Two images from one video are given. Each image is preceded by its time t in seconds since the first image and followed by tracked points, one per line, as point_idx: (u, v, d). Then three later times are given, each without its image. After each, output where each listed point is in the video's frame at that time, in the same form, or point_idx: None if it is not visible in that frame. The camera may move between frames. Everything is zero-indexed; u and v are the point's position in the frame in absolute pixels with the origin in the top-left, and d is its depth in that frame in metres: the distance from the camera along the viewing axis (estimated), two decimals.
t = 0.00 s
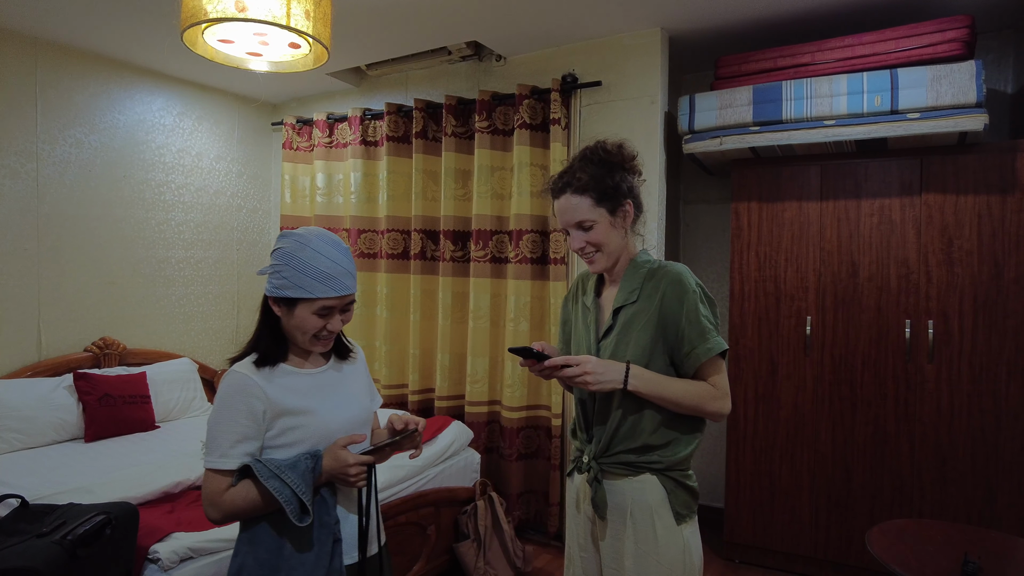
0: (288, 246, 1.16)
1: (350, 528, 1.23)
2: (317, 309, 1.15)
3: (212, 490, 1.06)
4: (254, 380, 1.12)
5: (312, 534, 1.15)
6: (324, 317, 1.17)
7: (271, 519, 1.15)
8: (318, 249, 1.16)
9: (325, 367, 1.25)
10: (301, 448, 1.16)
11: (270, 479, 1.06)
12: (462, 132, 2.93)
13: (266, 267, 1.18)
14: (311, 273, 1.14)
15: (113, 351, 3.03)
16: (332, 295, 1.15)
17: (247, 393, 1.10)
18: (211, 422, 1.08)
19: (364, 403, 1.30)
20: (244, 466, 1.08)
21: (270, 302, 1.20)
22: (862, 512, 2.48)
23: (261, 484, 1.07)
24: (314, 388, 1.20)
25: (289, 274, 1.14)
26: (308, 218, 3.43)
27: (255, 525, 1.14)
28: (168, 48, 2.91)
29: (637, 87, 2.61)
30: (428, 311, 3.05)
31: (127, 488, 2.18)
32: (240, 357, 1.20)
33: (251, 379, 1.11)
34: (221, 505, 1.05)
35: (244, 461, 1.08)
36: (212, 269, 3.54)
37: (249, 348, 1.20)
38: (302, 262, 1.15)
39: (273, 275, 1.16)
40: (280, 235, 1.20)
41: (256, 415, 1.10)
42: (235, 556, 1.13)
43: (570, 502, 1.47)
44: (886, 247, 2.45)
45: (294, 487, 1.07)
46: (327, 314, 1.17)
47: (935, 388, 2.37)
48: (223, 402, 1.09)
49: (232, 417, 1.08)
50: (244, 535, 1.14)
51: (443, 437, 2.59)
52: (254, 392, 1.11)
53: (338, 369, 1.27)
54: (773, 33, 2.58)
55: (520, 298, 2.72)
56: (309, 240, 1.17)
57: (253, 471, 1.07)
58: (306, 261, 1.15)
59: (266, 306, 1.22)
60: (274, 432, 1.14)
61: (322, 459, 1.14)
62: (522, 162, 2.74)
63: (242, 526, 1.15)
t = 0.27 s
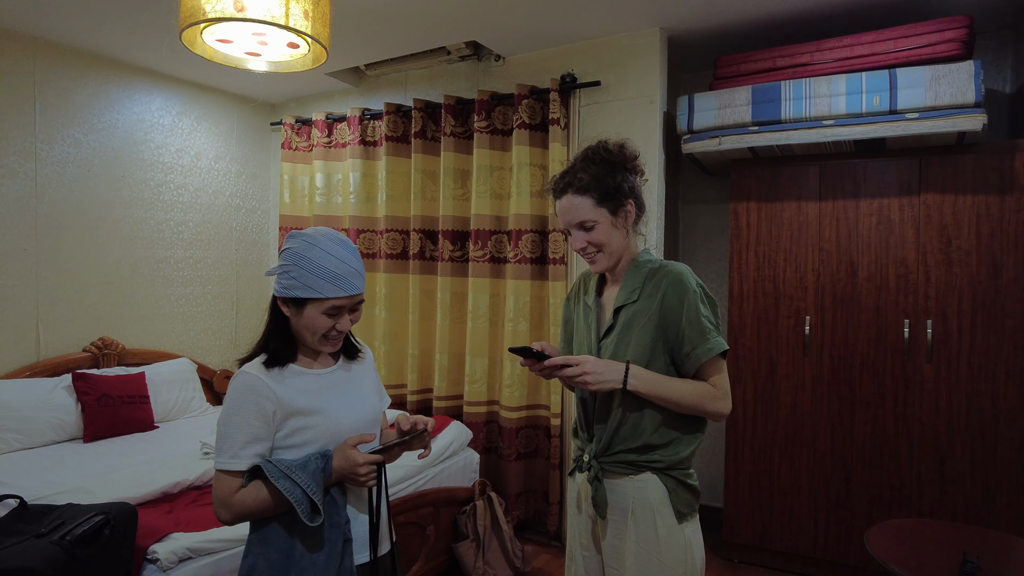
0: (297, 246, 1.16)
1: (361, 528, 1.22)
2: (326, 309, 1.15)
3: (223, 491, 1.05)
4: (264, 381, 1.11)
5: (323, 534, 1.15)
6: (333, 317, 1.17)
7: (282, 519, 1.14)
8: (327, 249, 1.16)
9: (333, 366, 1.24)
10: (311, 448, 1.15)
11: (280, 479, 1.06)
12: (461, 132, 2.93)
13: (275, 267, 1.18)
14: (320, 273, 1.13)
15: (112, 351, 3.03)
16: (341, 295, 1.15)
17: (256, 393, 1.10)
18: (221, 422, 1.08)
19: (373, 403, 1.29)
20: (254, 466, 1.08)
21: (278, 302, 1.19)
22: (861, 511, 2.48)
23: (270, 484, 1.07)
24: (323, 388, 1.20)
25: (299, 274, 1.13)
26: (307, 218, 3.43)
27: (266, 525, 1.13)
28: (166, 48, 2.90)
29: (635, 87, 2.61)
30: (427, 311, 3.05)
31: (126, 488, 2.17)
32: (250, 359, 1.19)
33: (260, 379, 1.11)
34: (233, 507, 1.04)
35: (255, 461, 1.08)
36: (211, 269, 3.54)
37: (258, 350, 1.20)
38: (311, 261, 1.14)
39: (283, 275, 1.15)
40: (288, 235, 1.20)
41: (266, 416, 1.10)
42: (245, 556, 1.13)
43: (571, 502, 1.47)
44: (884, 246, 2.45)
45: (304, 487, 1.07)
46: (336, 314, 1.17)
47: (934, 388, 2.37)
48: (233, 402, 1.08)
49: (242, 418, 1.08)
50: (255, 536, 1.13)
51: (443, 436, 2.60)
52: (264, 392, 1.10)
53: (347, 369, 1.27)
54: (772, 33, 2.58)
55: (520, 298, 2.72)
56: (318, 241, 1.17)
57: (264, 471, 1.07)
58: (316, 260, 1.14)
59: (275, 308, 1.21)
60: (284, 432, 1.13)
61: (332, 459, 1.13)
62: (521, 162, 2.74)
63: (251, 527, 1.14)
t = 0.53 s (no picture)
0: (299, 249, 1.15)
1: (362, 527, 1.22)
2: (329, 310, 1.15)
3: (225, 492, 1.05)
4: (266, 382, 1.11)
5: (325, 533, 1.15)
6: (336, 319, 1.17)
7: (284, 519, 1.14)
8: (329, 251, 1.16)
9: (335, 367, 1.24)
10: (312, 449, 1.15)
11: (282, 480, 1.06)
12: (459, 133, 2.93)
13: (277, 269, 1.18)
14: (321, 275, 1.13)
15: (111, 351, 3.03)
16: (342, 297, 1.15)
17: (259, 395, 1.10)
18: (223, 423, 1.08)
19: (374, 404, 1.29)
20: (256, 467, 1.08)
21: (280, 304, 1.19)
22: (859, 511, 2.49)
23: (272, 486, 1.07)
24: (325, 389, 1.20)
25: (300, 276, 1.13)
26: (305, 218, 3.43)
27: (268, 525, 1.14)
28: (164, 48, 2.90)
29: (634, 88, 2.61)
30: (426, 311, 3.05)
31: (125, 489, 2.17)
32: (251, 360, 1.19)
33: (262, 381, 1.11)
34: (235, 507, 1.04)
35: (256, 462, 1.08)
36: (210, 270, 3.54)
37: (259, 350, 1.20)
38: (313, 263, 1.14)
39: (285, 277, 1.15)
40: (290, 237, 1.20)
41: (268, 417, 1.10)
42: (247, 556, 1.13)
43: (571, 501, 1.47)
44: (883, 246, 2.45)
45: (306, 488, 1.07)
46: (338, 316, 1.17)
47: (931, 388, 2.37)
48: (235, 403, 1.08)
49: (244, 419, 1.08)
50: (257, 536, 1.13)
51: (443, 436, 2.60)
52: (266, 393, 1.10)
53: (348, 370, 1.27)
54: (770, 34, 2.58)
55: (518, 298, 2.72)
56: (320, 243, 1.17)
57: (265, 472, 1.07)
58: (317, 263, 1.14)
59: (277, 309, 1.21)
60: (286, 434, 1.13)
61: (333, 460, 1.13)
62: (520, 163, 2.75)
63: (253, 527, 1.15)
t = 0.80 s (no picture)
0: (296, 252, 1.15)
1: (356, 530, 1.21)
2: (324, 314, 1.14)
3: (219, 495, 1.04)
4: (261, 386, 1.10)
5: (319, 537, 1.14)
6: (331, 322, 1.16)
7: (279, 523, 1.13)
8: (326, 255, 1.15)
9: (331, 371, 1.23)
10: (307, 453, 1.14)
11: (276, 485, 1.05)
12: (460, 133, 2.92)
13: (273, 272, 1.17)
14: (317, 279, 1.12)
15: (111, 353, 3.01)
16: (338, 301, 1.13)
17: (254, 399, 1.08)
18: (219, 427, 1.07)
19: (370, 407, 1.28)
20: (250, 472, 1.07)
21: (276, 306, 1.18)
22: (861, 513, 2.48)
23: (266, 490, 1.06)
24: (321, 393, 1.19)
25: (296, 280, 1.12)
26: (305, 219, 3.43)
27: (262, 528, 1.12)
28: (163, 48, 2.89)
29: (635, 88, 2.61)
30: (426, 312, 3.04)
31: (124, 491, 2.16)
32: (246, 363, 1.18)
33: (258, 385, 1.10)
34: (228, 510, 1.04)
35: (250, 467, 1.07)
36: (209, 271, 3.52)
37: (255, 353, 1.19)
38: (309, 267, 1.13)
39: (281, 281, 1.14)
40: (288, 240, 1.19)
41: (263, 421, 1.08)
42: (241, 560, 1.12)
43: (573, 504, 1.46)
44: (884, 247, 2.45)
45: (299, 494, 1.06)
46: (334, 319, 1.16)
47: (933, 389, 2.37)
48: (231, 407, 1.07)
49: (239, 423, 1.07)
50: (252, 539, 1.12)
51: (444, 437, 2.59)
52: (261, 397, 1.09)
53: (345, 373, 1.26)
54: (772, 34, 2.58)
55: (518, 299, 2.71)
56: (317, 246, 1.16)
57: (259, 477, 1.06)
58: (313, 266, 1.13)
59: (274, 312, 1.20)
60: (281, 438, 1.12)
61: (327, 464, 1.13)
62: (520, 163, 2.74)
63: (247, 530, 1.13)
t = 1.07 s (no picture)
0: (266, 250, 1.12)
1: (326, 536, 1.17)
2: (295, 314, 1.12)
3: (188, 495, 1.04)
4: (232, 386, 1.08)
5: (286, 541, 1.12)
6: (302, 322, 1.14)
7: (248, 526, 1.11)
8: (297, 253, 1.13)
9: (307, 372, 1.20)
10: (279, 455, 1.11)
11: (242, 487, 1.04)
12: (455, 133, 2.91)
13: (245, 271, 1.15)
14: (286, 278, 1.10)
15: (105, 354, 3.00)
16: (309, 301, 1.11)
17: (224, 399, 1.06)
18: (188, 426, 1.05)
19: (350, 409, 1.25)
20: (218, 473, 1.05)
21: (248, 306, 1.16)
22: (859, 515, 2.46)
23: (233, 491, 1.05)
24: (296, 394, 1.16)
25: (266, 279, 1.10)
26: (300, 219, 3.41)
27: (231, 531, 1.11)
28: (158, 47, 2.88)
29: (631, 88, 2.59)
30: (421, 313, 3.03)
31: (115, 493, 2.14)
32: (219, 362, 1.16)
33: (229, 384, 1.07)
34: (196, 509, 1.04)
35: (219, 468, 1.05)
36: (204, 271, 3.50)
37: (228, 353, 1.17)
38: (279, 266, 1.11)
39: (252, 280, 1.13)
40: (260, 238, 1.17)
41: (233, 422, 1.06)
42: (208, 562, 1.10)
43: (566, 506, 1.44)
44: (882, 248, 2.43)
45: (265, 497, 1.04)
46: (305, 319, 1.14)
47: (932, 390, 2.35)
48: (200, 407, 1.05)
49: (208, 423, 1.05)
50: (220, 541, 1.10)
51: (438, 439, 2.57)
52: (231, 397, 1.07)
53: (322, 374, 1.23)
54: (768, 33, 2.56)
55: (513, 300, 2.69)
56: (288, 244, 1.13)
57: (227, 478, 1.05)
58: (283, 265, 1.11)
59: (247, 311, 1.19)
60: (253, 439, 1.10)
61: (298, 467, 1.09)
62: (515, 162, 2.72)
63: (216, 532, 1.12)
